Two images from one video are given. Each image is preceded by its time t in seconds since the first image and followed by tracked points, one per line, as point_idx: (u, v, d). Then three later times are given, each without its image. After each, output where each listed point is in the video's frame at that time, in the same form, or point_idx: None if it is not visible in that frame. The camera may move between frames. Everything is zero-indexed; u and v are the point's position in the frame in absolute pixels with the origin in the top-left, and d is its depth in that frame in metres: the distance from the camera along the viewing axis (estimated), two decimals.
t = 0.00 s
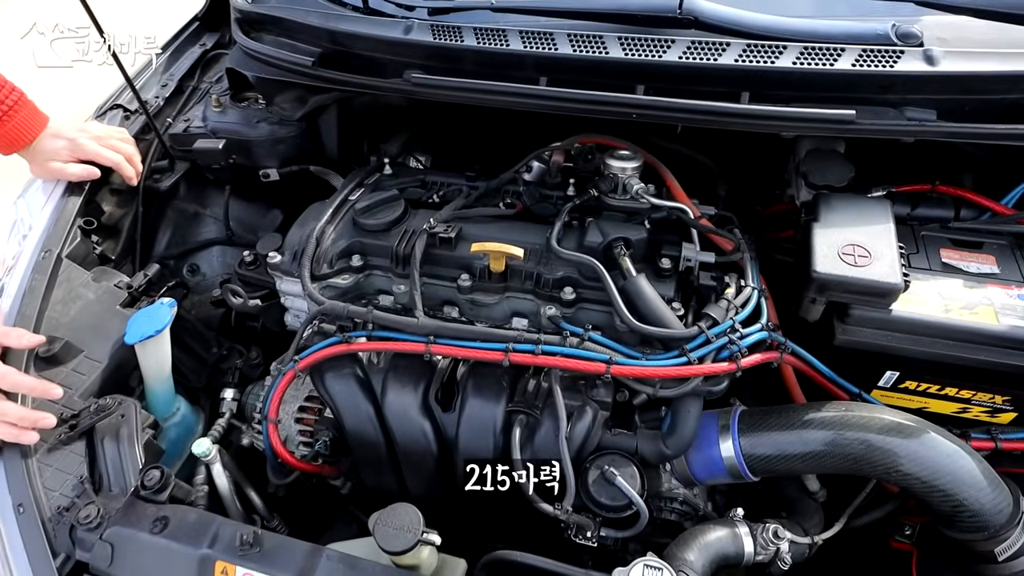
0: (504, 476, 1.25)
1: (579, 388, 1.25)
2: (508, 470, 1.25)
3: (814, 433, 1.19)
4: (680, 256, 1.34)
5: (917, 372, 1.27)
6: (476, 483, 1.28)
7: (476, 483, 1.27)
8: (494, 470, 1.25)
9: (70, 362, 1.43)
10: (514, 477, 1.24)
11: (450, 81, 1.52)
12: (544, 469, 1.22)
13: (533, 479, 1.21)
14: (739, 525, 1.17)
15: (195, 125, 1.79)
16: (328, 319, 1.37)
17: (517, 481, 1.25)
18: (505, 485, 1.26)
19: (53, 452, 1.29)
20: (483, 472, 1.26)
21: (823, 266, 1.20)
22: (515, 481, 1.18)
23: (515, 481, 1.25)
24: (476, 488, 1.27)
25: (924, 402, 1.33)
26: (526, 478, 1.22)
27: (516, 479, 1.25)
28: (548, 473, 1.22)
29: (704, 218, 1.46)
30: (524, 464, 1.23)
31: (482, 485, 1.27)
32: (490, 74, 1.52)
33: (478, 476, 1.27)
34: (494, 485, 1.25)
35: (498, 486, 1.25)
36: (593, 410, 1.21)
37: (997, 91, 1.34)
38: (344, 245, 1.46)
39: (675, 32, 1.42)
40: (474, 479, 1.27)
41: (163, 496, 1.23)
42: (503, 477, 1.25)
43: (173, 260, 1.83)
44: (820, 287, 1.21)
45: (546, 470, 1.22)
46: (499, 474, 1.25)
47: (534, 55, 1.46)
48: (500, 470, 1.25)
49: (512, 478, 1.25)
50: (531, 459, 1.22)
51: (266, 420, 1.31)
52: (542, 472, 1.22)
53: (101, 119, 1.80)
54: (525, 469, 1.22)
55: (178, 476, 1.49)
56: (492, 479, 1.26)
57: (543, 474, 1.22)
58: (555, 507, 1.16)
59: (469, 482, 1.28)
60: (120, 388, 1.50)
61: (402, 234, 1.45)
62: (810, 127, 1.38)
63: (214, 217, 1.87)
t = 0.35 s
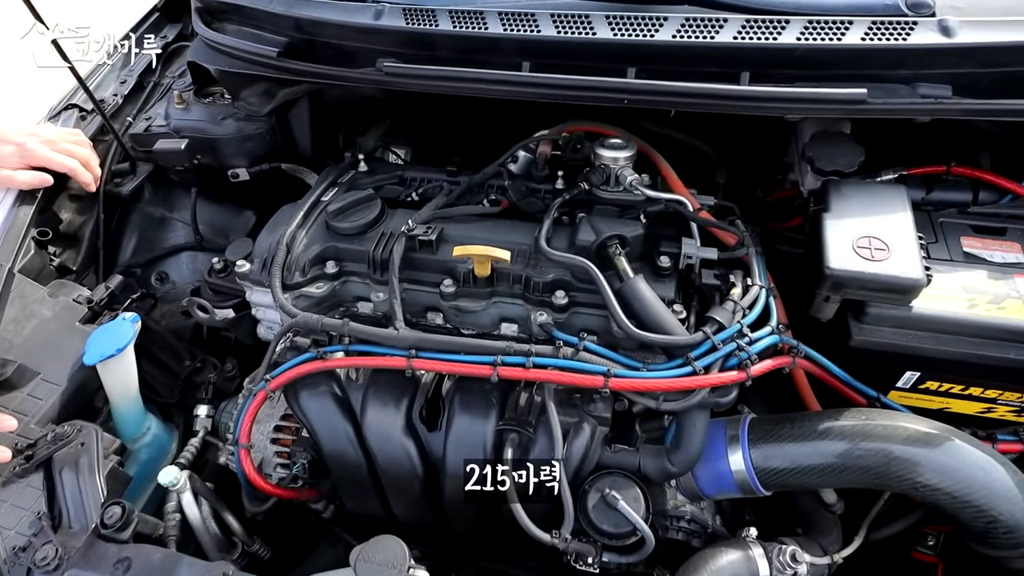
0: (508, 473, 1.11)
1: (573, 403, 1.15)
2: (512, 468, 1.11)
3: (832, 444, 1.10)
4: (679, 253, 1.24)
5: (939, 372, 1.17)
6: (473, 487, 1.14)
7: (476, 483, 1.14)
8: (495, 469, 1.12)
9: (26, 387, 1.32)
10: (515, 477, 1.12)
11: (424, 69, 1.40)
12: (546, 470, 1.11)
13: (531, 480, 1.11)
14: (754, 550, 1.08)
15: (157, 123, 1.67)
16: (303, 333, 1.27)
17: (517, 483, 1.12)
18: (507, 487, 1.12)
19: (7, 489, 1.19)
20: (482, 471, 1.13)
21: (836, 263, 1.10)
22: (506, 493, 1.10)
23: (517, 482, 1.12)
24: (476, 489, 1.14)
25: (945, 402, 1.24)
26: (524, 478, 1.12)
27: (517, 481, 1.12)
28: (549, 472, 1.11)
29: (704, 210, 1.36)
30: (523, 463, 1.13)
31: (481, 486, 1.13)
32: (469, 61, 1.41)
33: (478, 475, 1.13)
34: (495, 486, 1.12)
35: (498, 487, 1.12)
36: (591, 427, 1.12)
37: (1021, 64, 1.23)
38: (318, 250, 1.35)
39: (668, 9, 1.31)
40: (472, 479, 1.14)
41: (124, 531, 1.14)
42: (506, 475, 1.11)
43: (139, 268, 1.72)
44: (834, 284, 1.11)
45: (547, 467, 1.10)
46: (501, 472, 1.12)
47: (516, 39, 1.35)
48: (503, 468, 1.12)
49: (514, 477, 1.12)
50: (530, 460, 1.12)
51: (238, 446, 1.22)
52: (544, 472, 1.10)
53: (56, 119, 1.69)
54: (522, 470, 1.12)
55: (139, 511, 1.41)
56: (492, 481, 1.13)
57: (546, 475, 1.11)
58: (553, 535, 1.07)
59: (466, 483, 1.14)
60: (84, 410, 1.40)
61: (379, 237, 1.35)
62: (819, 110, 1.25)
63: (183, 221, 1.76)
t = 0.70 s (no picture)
0: (507, 474, 1.02)
1: (567, 418, 1.06)
2: (512, 467, 1.02)
3: (849, 458, 1.01)
4: (679, 251, 1.15)
5: (961, 376, 1.08)
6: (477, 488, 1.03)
7: (477, 484, 1.03)
8: (494, 470, 1.02)
9: None
10: (516, 478, 1.02)
11: (399, 55, 1.28)
12: (547, 471, 1.01)
13: (531, 483, 1.02)
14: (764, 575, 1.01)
15: (116, 120, 1.55)
16: (273, 346, 1.17)
17: (518, 484, 1.02)
18: (507, 489, 1.02)
19: None
20: (481, 471, 1.03)
21: (853, 261, 1.01)
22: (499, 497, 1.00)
23: (519, 483, 1.02)
24: (478, 490, 1.03)
25: (965, 406, 1.14)
26: (525, 479, 1.02)
27: (520, 483, 1.02)
28: (550, 472, 1.01)
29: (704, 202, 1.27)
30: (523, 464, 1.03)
31: (484, 487, 1.02)
32: (447, 45, 1.30)
33: (478, 476, 1.03)
34: (497, 487, 1.02)
35: (501, 488, 1.02)
36: (588, 445, 1.03)
37: None
38: (287, 255, 1.25)
39: None
40: (473, 479, 1.03)
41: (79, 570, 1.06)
42: (506, 476, 1.02)
43: (103, 275, 1.61)
44: (849, 284, 1.01)
45: (548, 468, 1.01)
46: (500, 473, 1.02)
47: (497, 20, 1.24)
48: (502, 468, 1.02)
49: (515, 478, 1.02)
50: (529, 460, 1.02)
51: (204, 473, 1.12)
52: (545, 473, 1.00)
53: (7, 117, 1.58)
54: (522, 470, 1.02)
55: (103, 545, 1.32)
56: (495, 483, 1.02)
57: (547, 477, 1.00)
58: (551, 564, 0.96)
59: (467, 484, 1.03)
60: (42, 431, 1.32)
61: (354, 240, 1.25)
62: (829, 92, 1.15)
63: (148, 223, 1.65)
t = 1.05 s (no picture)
0: (507, 475, 0.95)
1: (564, 424, 1.00)
2: (512, 467, 0.95)
3: (862, 465, 0.95)
4: (682, 245, 1.09)
5: (981, 376, 1.01)
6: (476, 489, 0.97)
7: (477, 484, 0.96)
8: (495, 470, 0.95)
9: None
10: (516, 478, 0.96)
11: (384, 37, 1.21)
12: (547, 471, 0.94)
13: (532, 484, 0.96)
14: None
15: (90, 109, 1.48)
16: (254, 348, 1.11)
17: (519, 484, 0.96)
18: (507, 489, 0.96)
19: None
20: (482, 471, 0.95)
21: (868, 256, 0.95)
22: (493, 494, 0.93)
23: (519, 484, 0.96)
24: (477, 490, 0.96)
25: (983, 407, 1.08)
26: (525, 479, 0.96)
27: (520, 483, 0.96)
28: (551, 472, 0.94)
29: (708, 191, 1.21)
30: (523, 465, 0.97)
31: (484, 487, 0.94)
32: (435, 27, 1.23)
33: (477, 476, 0.96)
34: (497, 487, 0.94)
35: (502, 489, 0.95)
36: (586, 453, 0.97)
37: None
38: (268, 252, 1.19)
39: None
40: (472, 479, 0.97)
41: None
42: (506, 477, 0.95)
43: (80, 272, 1.54)
44: (864, 280, 0.95)
45: (549, 467, 0.94)
46: (500, 473, 0.95)
47: None
48: (502, 468, 0.95)
49: (515, 479, 0.95)
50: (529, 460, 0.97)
51: (182, 484, 1.07)
52: (545, 473, 0.94)
53: None
54: (523, 470, 0.96)
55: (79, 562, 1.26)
56: (495, 483, 0.95)
57: (547, 476, 0.93)
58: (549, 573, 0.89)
59: (467, 484, 0.97)
60: (17, 437, 1.28)
61: (338, 235, 1.18)
62: (843, 74, 1.08)
63: (128, 217, 1.59)
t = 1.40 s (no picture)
0: (507, 475, 0.93)
1: (563, 427, 0.96)
2: (512, 467, 0.94)
3: (871, 468, 0.92)
4: (684, 239, 1.05)
5: (993, 373, 0.97)
6: (476, 490, 0.94)
7: (478, 484, 0.93)
8: (495, 469, 0.93)
9: None
10: (516, 478, 0.94)
11: (373, 24, 1.16)
12: (546, 471, 0.89)
13: (532, 484, 0.93)
14: None
15: (70, 101, 1.43)
16: (241, 349, 1.07)
17: (518, 484, 0.94)
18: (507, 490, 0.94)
19: None
20: (481, 471, 0.94)
21: (879, 251, 0.91)
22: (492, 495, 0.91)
23: (519, 484, 0.93)
24: (478, 490, 0.93)
25: (994, 404, 1.04)
26: (526, 479, 0.93)
27: (520, 483, 0.94)
28: (551, 472, 0.90)
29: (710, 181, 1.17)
30: (522, 466, 0.95)
31: (484, 487, 0.93)
32: (426, 12, 1.19)
33: (477, 476, 0.93)
34: (497, 487, 0.93)
35: (501, 489, 0.93)
36: (586, 458, 0.93)
37: None
38: (256, 249, 1.15)
39: None
40: (472, 479, 0.94)
41: None
42: (506, 477, 0.93)
43: (66, 269, 1.50)
44: (875, 276, 0.92)
45: (549, 467, 0.90)
46: (500, 473, 0.93)
47: None
48: (502, 467, 0.93)
49: (516, 479, 0.94)
50: (529, 460, 0.94)
51: (168, 491, 1.04)
52: (545, 473, 0.89)
53: None
54: (522, 470, 0.94)
55: (65, 571, 1.23)
56: (494, 483, 0.94)
57: (547, 477, 0.89)
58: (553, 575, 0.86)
59: (466, 484, 0.94)
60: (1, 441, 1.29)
61: (327, 231, 1.14)
62: (854, 59, 1.03)
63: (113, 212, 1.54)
